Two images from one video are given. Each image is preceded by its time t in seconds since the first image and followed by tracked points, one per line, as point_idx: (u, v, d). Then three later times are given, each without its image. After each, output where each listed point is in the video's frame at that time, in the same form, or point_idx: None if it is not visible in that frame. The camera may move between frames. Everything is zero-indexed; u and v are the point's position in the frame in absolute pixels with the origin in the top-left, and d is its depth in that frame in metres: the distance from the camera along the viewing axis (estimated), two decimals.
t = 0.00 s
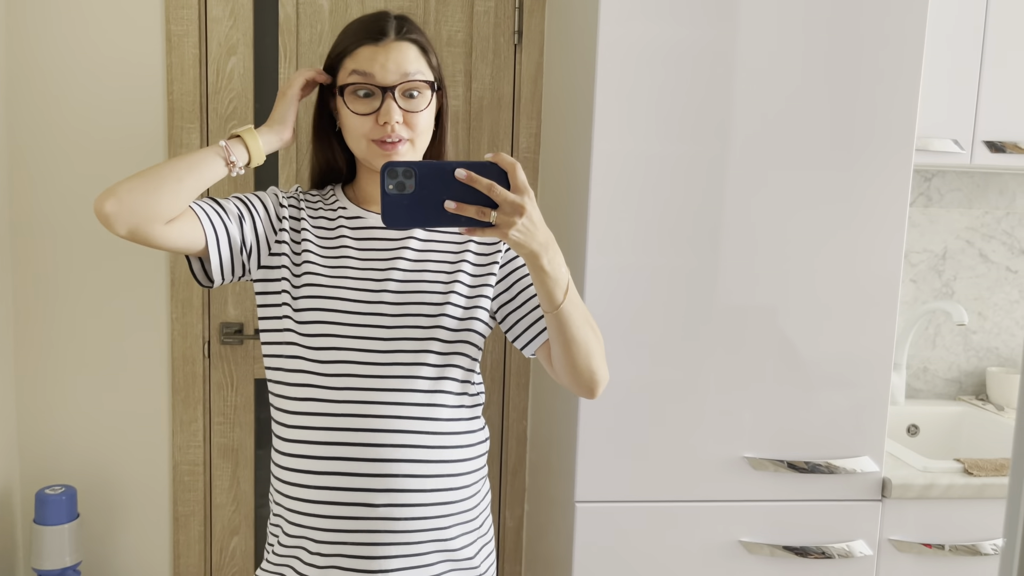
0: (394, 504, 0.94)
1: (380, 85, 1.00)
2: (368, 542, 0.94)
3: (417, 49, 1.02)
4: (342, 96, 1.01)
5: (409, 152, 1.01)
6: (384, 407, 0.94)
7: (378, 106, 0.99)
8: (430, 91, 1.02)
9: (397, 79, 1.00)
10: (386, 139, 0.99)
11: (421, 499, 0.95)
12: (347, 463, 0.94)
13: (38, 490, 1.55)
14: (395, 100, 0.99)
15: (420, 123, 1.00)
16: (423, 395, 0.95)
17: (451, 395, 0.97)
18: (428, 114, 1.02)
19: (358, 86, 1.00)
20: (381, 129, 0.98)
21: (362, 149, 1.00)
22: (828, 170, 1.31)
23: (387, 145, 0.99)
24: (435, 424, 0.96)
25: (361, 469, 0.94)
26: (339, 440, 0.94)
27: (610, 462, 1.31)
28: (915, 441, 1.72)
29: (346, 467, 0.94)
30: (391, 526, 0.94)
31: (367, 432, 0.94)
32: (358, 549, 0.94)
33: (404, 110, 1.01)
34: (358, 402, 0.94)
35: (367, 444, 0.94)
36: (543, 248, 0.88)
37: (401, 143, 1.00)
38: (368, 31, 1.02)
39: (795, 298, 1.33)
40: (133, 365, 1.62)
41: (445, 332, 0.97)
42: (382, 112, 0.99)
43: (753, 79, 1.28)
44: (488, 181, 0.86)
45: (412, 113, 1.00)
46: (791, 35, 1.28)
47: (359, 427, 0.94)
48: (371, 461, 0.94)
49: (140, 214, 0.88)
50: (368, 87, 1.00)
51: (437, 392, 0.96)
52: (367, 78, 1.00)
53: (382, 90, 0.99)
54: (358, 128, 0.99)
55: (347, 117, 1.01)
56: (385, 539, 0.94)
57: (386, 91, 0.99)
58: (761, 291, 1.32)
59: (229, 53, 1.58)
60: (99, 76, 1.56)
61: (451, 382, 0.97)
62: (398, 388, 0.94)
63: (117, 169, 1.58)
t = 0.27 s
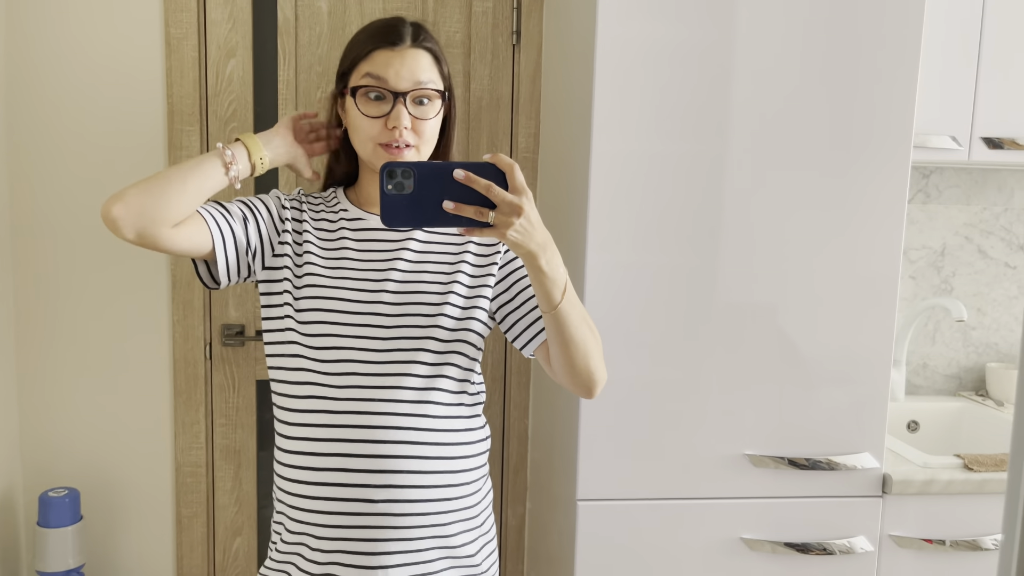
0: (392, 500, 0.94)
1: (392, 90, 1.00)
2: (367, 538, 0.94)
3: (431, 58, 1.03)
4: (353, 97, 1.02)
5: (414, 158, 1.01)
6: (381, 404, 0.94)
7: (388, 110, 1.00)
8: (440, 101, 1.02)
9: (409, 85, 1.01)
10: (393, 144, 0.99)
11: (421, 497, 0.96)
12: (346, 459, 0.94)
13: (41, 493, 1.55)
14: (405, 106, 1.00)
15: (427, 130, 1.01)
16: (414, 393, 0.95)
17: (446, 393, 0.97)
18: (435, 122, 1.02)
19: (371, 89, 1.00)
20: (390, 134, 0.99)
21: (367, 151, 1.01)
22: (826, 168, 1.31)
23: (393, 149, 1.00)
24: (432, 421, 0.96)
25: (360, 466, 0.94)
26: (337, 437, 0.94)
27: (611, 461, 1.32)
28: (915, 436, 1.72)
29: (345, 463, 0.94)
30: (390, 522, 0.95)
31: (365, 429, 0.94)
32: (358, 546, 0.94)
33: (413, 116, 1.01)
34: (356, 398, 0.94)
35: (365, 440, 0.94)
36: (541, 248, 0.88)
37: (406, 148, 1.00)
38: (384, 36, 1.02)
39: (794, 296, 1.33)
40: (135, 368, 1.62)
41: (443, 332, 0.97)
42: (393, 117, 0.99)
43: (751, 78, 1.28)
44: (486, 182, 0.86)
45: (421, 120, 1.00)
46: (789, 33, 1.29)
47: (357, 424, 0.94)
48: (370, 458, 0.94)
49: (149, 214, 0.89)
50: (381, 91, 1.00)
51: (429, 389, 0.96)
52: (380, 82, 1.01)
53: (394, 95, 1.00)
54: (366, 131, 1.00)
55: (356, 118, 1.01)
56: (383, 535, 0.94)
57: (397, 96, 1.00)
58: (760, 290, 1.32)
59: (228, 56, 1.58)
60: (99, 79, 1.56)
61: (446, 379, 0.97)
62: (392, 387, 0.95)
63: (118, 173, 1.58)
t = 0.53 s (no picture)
0: (394, 494, 0.95)
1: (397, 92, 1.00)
2: (368, 532, 0.94)
3: (436, 64, 1.03)
4: (358, 99, 1.02)
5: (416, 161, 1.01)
6: (383, 399, 0.95)
7: (392, 112, 1.00)
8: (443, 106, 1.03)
9: (413, 89, 1.01)
10: (396, 146, 1.00)
11: (422, 491, 0.96)
12: (347, 454, 0.95)
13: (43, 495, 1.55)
14: (409, 109, 1.00)
15: (430, 133, 1.01)
16: (412, 388, 0.96)
17: (445, 388, 0.98)
18: (438, 126, 1.03)
19: (376, 91, 1.01)
20: (393, 136, 0.99)
21: (370, 152, 1.01)
22: (824, 165, 1.32)
23: (396, 151, 1.00)
24: (433, 415, 0.97)
25: (361, 460, 0.95)
26: (339, 431, 0.95)
27: (612, 459, 1.32)
28: (915, 432, 1.73)
29: (346, 458, 0.95)
30: (391, 516, 0.95)
31: (366, 423, 0.95)
32: (359, 539, 0.94)
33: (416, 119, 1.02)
34: (358, 393, 0.95)
35: (366, 436, 0.95)
36: (539, 247, 0.89)
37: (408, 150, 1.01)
38: (389, 39, 1.03)
39: (793, 292, 1.34)
40: (136, 369, 1.63)
41: (442, 329, 0.97)
42: (396, 120, 1.00)
43: (748, 76, 1.29)
44: (484, 182, 0.85)
45: (424, 124, 1.01)
46: (786, 31, 1.29)
47: (358, 418, 0.95)
48: (371, 451, 0.95)
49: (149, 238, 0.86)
50: (385, 94, 1.01)
51: (429, 385, 0.97)
52: (384, 85, 1.01)
53: (398, 98, 1.00)
54: (370, 132, 1.00)
55: (359, 119, 1.01)
56: (384, 529, 0.95)
57: (401, 99, 1.00)
58: (759, 287, 1.33)
59: (227, 58, 1.59)
60: (98, 82, 1.56)
61: (446, 375, 0.98)
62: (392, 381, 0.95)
63: (118, 175, 1.59)
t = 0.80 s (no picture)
0: (392, 492, 0.95)
1: (390, 87, 1.01)
2: (367, 531, 0.95)
3: (429, 61, 1.04)
4: (351, 95, 1.03)
5: (409, 156, 1.02)
6: (378, 399, 0.95)
7: (385, 106, 1.01)
8: (437, 101, 1.03)
9: (405, 83, 1.02)
10: (389, 140, 1.00)
11: (421, 489, 0.97)
12: (345, 453, 0.95)
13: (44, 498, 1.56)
14: (401, 103, 1.01)
15: (423, 128, 1.02)
16: (402, 388, 0.96)
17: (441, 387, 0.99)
18: (431, 122, 1.03)
19: (369, 86, 1.02)
20: (385, 129, 1.00)
21: (363, 147, 1.01)
22: (818, 165, 1.33)
23: (388, 146, 1.00)
24: (429, 415, 0.97)
25: (359, 459, 0.95)
26: (336, 431, 0.95)
27: (610, 457, 1.33)
28: (912, 429, 1.73)
29: (345, 458, 0.95)
30: (390, 515, 0.95)
31: (363, 423, 0.95)
32: (358, 538, 0.95)
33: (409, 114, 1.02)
34: (355, 393, 0.95)
35: (364, 435, 0.95)
36: (534, 250, 0.90)
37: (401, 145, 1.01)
38: (383, 38, 1.05)
39: (789, 291, 1.34)
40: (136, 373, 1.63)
41: (439, 331, 0.98)
42: (388, 113, 1.00)
43: (742, 76, 1.30)
44: (480, 184, 0.86)
45: (417, 118, 1.01)
46: (780, 31, 1.30)
47: (356, 419, 0.95)
48: (369, 451, 0.95)
49: (156, 276, 0.88)
50: (378, 89, 1.02)
51: (420, 384, 0.97)
52: (377, 80, 1.02)
53: (390, 92, 1.01)
54: (362, 127, 1.01)
55: (353, 115, 1.02)
56: (383, 527, 0.95)
57: (393, 93, 1.01)
58: (755, 285, 1.33)
59: (224, 61, 1.59)
60: (96, 86, 1.57)
61: (440, 376, 0.98)
62: (388, 382, 0.96)
63: (117, 179, 1.59)
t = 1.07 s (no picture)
0: (386, 488, 0.96)
1: (378, 79, 1.02)
2: (362, 526, 0.95)
3: (418, 53, 1.05)
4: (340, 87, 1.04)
5: (398, 149, 1.03)
6: (370, 395, 0.96)
7: (373, 99, 1.02)
8: (425, 93, 1.04)
9: (394, 75, 1.03)
10: (378, 133, 1.01)
11: (415, 484, 0.97)
12: (340, 449, 0.96)
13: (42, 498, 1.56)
14: (389, 95, 1.02)
15: (411, 121, 1.03)
16: (392, 385, 0.97)
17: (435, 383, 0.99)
18: (420, 115, 1.04)
19: (357, 78, 1.02)
20: (374, 122, 1.01)
21: (352, 141, 1.02)
22: (812, 160, 1.33)
23: (377, 138, 1.01)
24: (421, 410, 0.98)
25: (353, 455, 0.96)
26: (330, 427, 0.96)
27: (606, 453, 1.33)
28: (908, 425, 1.74)
29: (339, 453, 0.96)
30: (384, 510, 0.96)
31: (356, 420, 0.96)
32: (353, 534, 0.95)
33: (398, 107, 1.03)
34: (347, 390, 0.96)
35: (359, 431, 0.96)
36: (530, 250, 0.91)
37: (390, 137, 1.02)
38: (372, 32, 1.05)
39: (783, 286, 1.35)
40: (133, 373, 1.63)
41: (431, 328, 0.99)
42: (377, 106, 1.01)
43: (735, 73, 1.30)
44: (477, 185, 0.87)
45: (405, 110, 1.02)
46: (773, 27, 1.30)
47: (348, 415, 0.96)
48: (362, 447, 0.96)
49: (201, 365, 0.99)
50: (366, 80, 1.02)
51: (411, 381, 0.98)
52: (365, 72, 1.03)
53: (378, 84, 1.02)
54: (351, 120, 1.02)
55: (342, 107, 1.03)
56: (378, 523, 0.96)
57: (382, 85, 1.02)
58: (749, 281, 1.34)
59: (220, 61, 1.60)
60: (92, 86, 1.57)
61: (432, 371, 0.99)
62: (380, 378, 0.96)
63: (113, 179, 1.60)
